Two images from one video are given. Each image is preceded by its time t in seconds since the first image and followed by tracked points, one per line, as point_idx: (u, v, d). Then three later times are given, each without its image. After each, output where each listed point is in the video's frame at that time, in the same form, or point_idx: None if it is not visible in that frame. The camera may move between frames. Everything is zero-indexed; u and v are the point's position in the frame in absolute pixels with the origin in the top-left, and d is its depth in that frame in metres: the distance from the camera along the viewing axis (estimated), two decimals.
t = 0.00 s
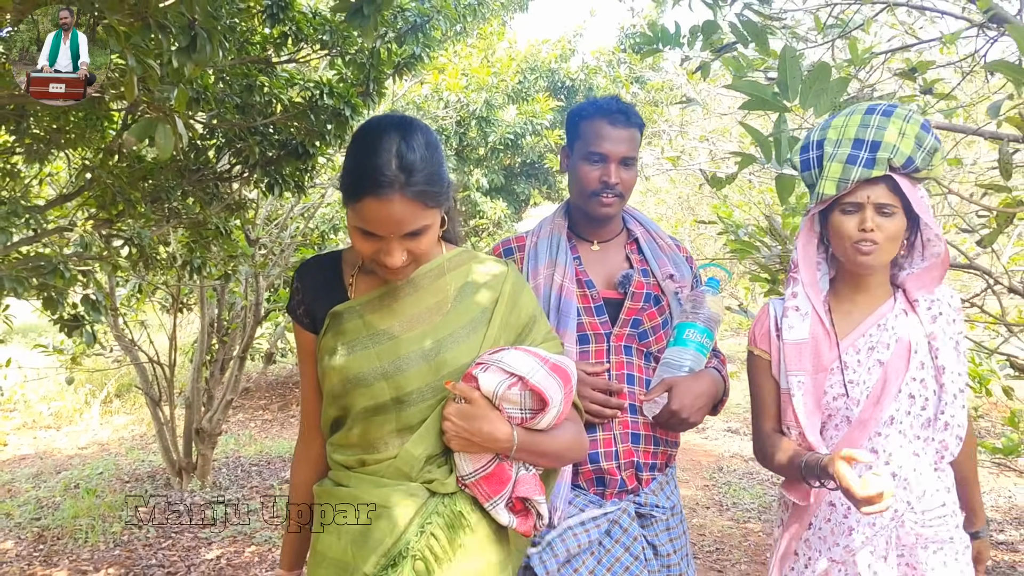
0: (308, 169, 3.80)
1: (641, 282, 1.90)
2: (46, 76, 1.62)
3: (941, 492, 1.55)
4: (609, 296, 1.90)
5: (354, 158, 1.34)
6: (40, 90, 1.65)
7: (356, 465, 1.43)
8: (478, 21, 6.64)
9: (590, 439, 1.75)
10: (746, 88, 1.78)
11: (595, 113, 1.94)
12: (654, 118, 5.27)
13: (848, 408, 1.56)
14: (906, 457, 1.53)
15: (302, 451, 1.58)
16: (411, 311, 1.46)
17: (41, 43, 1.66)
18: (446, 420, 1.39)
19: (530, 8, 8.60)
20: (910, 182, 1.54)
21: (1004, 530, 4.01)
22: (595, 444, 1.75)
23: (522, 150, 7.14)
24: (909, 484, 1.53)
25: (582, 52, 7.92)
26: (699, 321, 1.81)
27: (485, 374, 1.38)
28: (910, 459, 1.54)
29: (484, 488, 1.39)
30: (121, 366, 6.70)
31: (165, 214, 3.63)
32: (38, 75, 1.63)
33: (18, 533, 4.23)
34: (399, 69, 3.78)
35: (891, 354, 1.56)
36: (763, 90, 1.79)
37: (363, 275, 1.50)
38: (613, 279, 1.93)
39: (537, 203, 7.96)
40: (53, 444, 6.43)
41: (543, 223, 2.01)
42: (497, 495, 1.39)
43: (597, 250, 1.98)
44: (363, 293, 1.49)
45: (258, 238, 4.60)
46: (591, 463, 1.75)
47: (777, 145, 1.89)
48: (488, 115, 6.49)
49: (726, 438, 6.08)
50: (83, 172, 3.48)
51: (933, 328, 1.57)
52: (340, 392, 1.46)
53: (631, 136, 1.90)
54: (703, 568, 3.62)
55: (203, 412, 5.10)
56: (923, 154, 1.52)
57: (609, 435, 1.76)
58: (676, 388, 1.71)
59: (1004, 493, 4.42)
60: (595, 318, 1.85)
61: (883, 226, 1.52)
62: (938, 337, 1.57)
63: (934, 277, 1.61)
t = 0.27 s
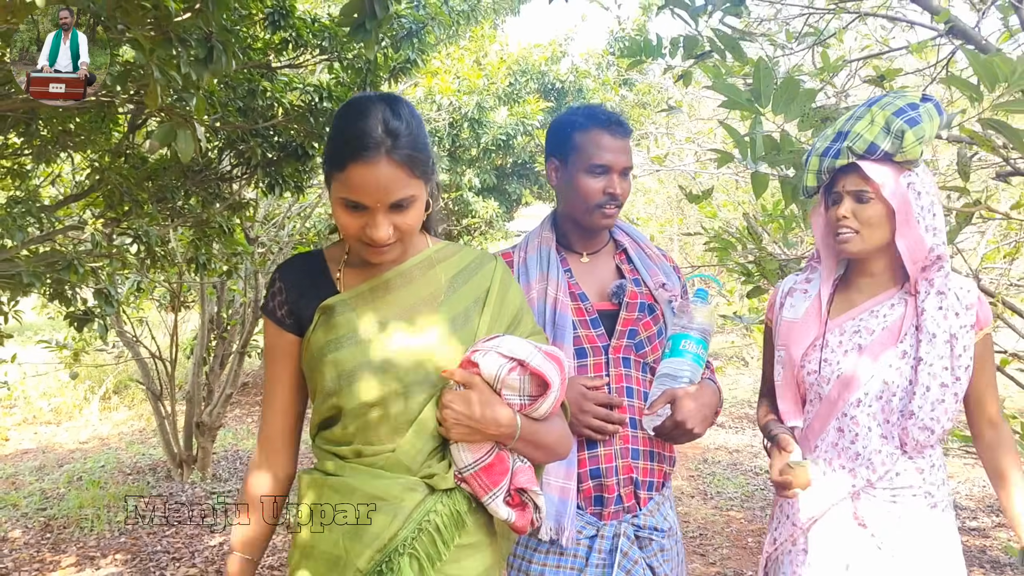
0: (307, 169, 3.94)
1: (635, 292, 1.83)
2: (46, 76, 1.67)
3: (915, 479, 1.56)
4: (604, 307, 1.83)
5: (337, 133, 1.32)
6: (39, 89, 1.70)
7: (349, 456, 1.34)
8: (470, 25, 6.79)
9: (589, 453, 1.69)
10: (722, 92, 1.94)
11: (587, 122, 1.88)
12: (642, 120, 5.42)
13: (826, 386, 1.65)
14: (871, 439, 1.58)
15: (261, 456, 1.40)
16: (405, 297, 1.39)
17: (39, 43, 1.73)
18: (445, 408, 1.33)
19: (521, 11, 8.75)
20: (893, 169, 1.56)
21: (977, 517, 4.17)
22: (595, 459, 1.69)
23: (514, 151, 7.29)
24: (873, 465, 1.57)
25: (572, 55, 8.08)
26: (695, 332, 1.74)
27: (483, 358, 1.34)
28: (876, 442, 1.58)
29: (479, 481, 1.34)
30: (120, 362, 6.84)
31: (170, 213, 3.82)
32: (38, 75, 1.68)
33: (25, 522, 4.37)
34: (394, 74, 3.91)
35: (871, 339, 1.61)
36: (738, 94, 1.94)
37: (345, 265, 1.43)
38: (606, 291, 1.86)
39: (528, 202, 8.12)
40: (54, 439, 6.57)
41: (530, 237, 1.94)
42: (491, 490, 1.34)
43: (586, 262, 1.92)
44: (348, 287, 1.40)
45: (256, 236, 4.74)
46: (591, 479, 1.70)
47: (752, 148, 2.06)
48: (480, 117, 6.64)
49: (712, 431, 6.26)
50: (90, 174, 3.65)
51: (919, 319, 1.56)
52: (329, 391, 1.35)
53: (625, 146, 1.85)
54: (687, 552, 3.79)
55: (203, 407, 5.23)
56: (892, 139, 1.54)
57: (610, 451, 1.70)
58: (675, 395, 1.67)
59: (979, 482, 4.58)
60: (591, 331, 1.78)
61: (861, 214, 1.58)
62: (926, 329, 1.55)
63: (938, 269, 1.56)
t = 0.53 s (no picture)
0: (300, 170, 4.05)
1: (628, 275, 1.79)
2: (48, 76, 1.80)
3: (857, 451, 1.68)
4: (598, 292, 1.79)
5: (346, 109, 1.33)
6: (41, 89, 1.84)
7: (338, 449, 1.32)
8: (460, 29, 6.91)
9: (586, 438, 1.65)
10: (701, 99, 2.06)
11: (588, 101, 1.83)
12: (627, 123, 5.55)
13: (788, 362, 1.81)
14: (816, 411, 1.73)
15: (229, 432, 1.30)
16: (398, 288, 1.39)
17: (42, 42, 1.84)
18: (444, 399, 1.33)
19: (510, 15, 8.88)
20: (857, 167, 1.70)
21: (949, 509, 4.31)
22: (592, 444, 1.65)
23: (502, 152, 7.41)
24: (817, 435, 1.72)
25: (560, 58, 8.21)
26: (682, 311, 1.71)
27: (483, 351, 1.36)
28: (821, 414, 1.72)
29: (471, 472, 1.35)
30: (114, 360, 6.95)
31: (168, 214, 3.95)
32: (40, 75, 1.81)
33: (24, 514, 4.47)
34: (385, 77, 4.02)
35: (829, 321, 1.76)
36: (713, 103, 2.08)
37: (340, 241, 1.41)
38: (598, 274, 1.82)
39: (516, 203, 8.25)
40: (49, 435, 6.66)
41: (520, 219, 1.86)
42: (483, 481, 1.35)
43: (581, 246, 1.87)
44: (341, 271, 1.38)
45: (250, 236, 4.85)
46: (588, 462, 1.65)
47: (726, 152, 2.17)
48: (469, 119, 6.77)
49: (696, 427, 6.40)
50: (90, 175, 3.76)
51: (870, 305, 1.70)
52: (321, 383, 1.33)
53: (630, 125, 1.81)
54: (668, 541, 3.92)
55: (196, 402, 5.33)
56: (853, 142, 1.68)
57: (608, 436, 1.66)
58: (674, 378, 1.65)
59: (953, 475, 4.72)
60: (587, 317, 1.73)
61: (827, 208, 1.74)
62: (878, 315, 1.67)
63: (900, 263, 1.68)
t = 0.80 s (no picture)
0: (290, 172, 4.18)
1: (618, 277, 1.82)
2: (48, 74, 2.16)
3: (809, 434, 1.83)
4: (589, 293, 1.82)
5: (361, 124, 1.38)
6: (41, 88, 2.21)
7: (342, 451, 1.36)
8: (446, 33, 7.05)
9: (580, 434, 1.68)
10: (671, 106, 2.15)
11: (582, 107, 1.87)
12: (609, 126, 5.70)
13: (750, 352, 1.95)
14: (772, 397, 1.88)
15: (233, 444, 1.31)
16: (392, 293, 1.43)
17: (40, 40, 2.18)
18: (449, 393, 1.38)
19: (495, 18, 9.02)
20: (821, 176, 1.83)
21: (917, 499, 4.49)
22: (585, 440, 1.68)
23: (488, 153, 7.56)
24: (773, 418, 1.87)
25: (545, 61, 8.37)
26: (660, 313, 1.78)
27: (487, 346, 1.41)
28: (777, 399, 1.87)
29: (473, 467, 1.38)
30: (106, 356, 7.08)
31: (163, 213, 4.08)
32: (41, 75, 2.17)
33: (22, 506, 4.59)
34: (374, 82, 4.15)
35: (787, 314, 1.90)
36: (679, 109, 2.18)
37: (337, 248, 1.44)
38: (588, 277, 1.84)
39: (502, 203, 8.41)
40: (42, 430, 6.79)
41: (512, 222, 1.85)
42: (484, 475, 1.39)
43: (569, 248, 1.89)
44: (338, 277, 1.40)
45: (242, 235, 4.97)
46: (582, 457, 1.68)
47: (696, 156, 2.26)
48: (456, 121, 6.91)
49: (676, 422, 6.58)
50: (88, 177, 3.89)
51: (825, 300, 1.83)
52: (320, 388, 1.35)
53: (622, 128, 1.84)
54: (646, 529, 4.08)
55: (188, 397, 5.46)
56: (821, 152, 1.80)
57: (601, 432, 1.69)
58: (663, 377, 1.71)
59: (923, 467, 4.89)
60: (581, 317, 1.75)
61: (792, 212, 1.86)
62: (832, 310, 1.81)
63: (851, 262, 1.83)
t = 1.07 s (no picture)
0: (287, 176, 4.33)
1: (587, 275, 1.97)
2: (49, 74, 2.23)
3: (782, 425, 1.99)
4: (561, 292, 1.95)
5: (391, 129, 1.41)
6: (41, 88, 2.30)
7: (365, 450, 1.38)
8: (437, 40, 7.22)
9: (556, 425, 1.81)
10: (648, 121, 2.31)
11: (554, 113, 1.94)
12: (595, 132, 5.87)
13: (725, 350, 2.07)
14: (748, 392, 2.01)
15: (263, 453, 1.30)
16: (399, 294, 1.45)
17: (41, 41, 2.18)
18: (463, 386, 1.46)
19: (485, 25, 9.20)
20: (793, 192, 1.97)
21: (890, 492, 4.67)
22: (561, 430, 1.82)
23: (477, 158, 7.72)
24: (749, 411, 2.01)
25: (533, 67, 8.55)
26: (616, 306, 2.00)
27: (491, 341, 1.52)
28: (752, 394, 2.00)
29: (478, 453, 1.52)
30: (102, 356, 7.22)
31: (163, 217, 4.21)
32: (41, 75, 2.24)
33: (24, 499, 4.73)
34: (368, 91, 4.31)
35: (762, 316, 2.03)
36: (657, 125, 2.35)
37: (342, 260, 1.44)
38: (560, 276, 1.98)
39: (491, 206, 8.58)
40: (39, 428, 6.93)
41: (488, 223, 1.90)
42: (484, 459, 1.54)
43: (540, 248, 2.00)
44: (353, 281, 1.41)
45: (238, 238, 5.12)
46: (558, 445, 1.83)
47: (671, 167, 2.43)
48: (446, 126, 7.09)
49: (661, 420, 6.76)
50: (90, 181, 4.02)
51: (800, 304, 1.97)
52: (346, 391, 1.36)
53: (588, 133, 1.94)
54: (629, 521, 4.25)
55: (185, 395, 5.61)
56: (795, 170, 1.93)
57: (574, 420, 1.83)
58: (629, 368, 1.92)
59: (897, 463, 5.07)
60: (556, 314, 1.86)
61: (767, 224, 1.99)
62: (804, 311, 1.97)
63: (819, 268, 1.98)
